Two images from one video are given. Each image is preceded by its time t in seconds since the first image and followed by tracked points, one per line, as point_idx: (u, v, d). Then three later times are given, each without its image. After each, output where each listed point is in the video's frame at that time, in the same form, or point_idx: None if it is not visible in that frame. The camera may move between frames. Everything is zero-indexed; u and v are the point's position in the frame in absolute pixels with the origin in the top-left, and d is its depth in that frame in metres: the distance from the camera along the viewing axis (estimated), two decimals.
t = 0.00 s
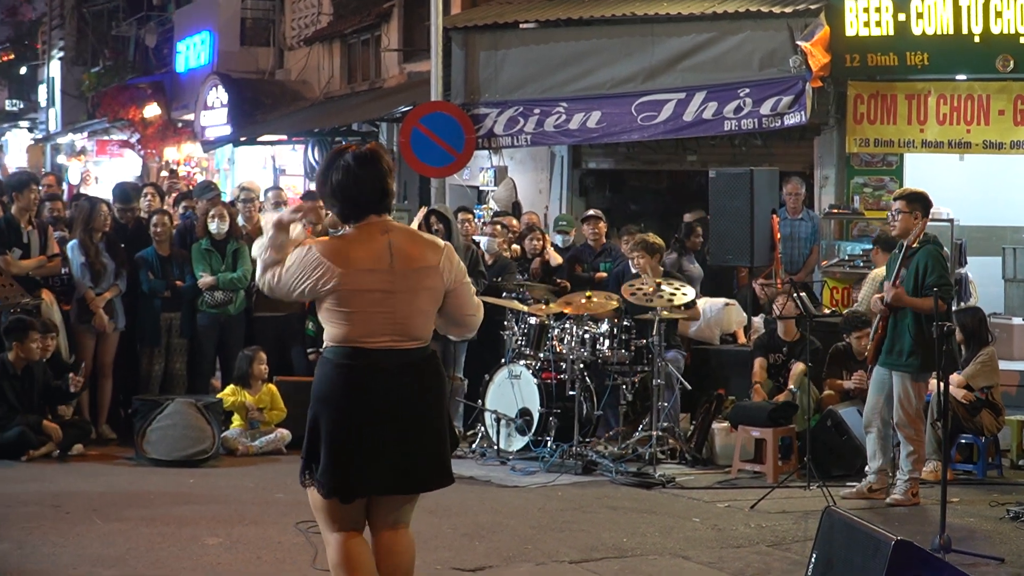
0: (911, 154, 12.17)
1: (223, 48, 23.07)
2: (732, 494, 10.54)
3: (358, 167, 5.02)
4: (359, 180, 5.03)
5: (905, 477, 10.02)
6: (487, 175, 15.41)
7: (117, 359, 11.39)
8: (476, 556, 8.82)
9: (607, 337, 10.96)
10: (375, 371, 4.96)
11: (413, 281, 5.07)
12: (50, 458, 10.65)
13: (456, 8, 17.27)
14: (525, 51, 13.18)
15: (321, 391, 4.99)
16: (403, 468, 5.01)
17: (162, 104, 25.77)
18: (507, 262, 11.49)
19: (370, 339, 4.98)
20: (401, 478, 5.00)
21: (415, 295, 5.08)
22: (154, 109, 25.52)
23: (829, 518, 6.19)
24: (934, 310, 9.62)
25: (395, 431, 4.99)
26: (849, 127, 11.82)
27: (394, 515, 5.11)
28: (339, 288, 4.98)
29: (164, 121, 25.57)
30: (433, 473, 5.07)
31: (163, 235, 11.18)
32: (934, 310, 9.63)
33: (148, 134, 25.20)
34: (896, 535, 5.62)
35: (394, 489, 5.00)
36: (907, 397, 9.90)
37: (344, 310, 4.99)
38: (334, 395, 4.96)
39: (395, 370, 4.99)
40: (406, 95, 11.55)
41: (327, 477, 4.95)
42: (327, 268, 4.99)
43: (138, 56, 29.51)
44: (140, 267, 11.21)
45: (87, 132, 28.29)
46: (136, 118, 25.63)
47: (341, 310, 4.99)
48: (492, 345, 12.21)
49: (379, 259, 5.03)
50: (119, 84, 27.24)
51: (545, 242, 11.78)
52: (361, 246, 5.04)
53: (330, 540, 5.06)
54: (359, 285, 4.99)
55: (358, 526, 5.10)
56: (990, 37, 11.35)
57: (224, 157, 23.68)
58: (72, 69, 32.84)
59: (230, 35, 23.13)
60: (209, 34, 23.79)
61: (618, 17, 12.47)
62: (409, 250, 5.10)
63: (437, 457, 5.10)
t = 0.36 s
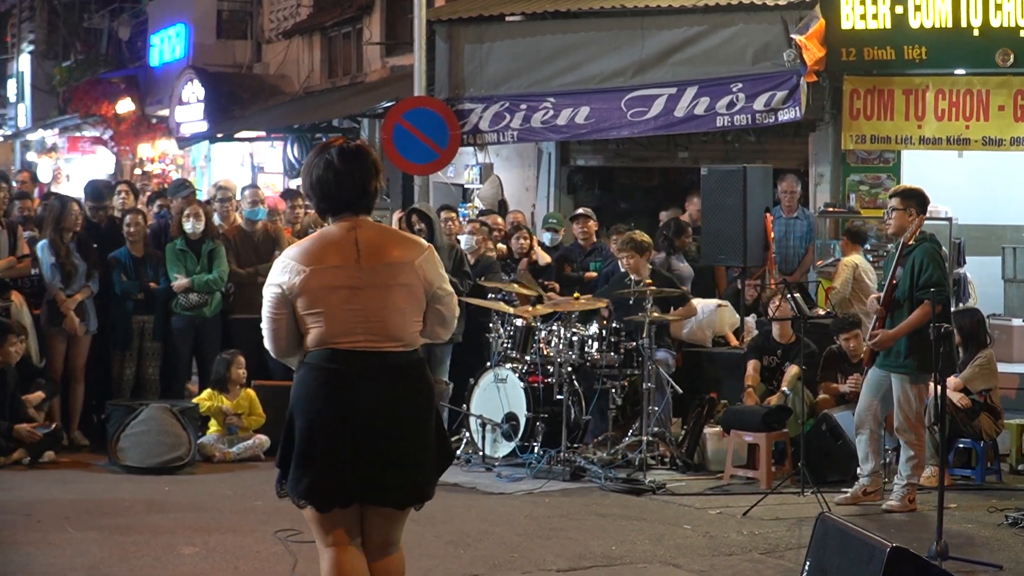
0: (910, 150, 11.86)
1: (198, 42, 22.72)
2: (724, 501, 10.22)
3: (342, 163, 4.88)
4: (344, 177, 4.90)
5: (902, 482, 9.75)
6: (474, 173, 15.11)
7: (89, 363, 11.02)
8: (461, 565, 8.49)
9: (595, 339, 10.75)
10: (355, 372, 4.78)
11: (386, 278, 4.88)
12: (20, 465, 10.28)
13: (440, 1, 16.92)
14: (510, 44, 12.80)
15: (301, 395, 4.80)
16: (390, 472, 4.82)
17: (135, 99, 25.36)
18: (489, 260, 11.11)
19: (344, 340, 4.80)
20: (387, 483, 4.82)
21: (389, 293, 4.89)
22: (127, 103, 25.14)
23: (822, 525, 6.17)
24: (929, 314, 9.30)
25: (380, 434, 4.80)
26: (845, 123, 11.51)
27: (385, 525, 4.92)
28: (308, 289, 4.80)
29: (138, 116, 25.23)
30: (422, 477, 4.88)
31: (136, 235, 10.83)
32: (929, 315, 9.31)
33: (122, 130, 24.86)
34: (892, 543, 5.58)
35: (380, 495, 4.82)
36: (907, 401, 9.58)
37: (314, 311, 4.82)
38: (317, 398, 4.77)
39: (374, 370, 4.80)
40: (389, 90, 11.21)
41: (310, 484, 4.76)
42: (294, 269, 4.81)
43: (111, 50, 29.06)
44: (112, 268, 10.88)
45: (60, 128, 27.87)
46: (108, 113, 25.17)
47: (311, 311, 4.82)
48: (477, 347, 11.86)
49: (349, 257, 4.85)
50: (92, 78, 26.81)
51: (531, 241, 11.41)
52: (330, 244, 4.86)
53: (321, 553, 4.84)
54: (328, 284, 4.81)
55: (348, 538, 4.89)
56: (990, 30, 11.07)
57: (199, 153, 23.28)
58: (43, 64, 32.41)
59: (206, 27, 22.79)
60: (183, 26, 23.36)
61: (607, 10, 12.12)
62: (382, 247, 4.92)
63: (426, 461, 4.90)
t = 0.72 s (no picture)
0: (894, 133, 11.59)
1: (162, 21, 22.27)
2: (702, 493, 9.95)
3: (323, 141, 4.61)
4: (325, 154, 4.63)
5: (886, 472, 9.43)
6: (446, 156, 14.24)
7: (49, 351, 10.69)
8: (431, 558, 8.20)
9: (570, 326, 10.48)
10: (336, 363, 4.53)
11: (367, 263, 4.63)
12: None
13: None
14: (485, 24, 12.55)
15: (281, 389, 4.56)
16: (378, 466, 4.56)
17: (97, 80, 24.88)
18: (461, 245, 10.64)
19: (323, 329, 4.56)
20: (373, 479, 4.55)
21: (370, 278, 4.63)
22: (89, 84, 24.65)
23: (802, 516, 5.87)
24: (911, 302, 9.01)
25: (366, 427, 4.54)
26: (828, 105, 11.19)
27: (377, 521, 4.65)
28: (284, 276, 4.54)
29: (99, 97, 24.77)
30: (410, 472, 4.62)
31: (96, 220, 10.48)
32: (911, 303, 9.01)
33: (82, 112, 24.36)
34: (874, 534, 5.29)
35: (368, 491, 4.55)
36: (889, 389, 9.30)
37: (291, 299, 4.56)
38: (298, 391, 4.53)
39: (356, 360, 4.55)
40: (358, 70, 10.88)
41: (290, 481, 4.51)
42: (269, 253, 4.54)
43: (72, 29, 28.51)
44: (73, 253, 10.54)
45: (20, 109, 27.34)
46: (68, 94, 24.79)
47: (288, 298, 4.56)
48: (449, 335, 11.54)
49: (328, 241, 4.58)
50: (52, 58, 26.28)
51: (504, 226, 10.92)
52: (307, 227, 4.59)
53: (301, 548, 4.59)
54: (306, 270, 4.55)
55: (332, 533, 4.62)
56: (976, 9, 10.70)
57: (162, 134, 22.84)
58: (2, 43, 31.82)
59: (169, 6, 22.33)
60: (146, 4, 22.85)
61: None
62: (364, 230, 4.66)
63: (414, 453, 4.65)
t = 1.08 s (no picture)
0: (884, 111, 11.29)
1: None
2: (688, 483, 9.66)
3: (349, 130, 4.52)
4: (350, 142, 4.54)
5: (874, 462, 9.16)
6: (422, 136, 13.52)
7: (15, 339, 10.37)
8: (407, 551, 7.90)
9: (552, 311, 10.06)
10: (351, 357, 4.53)
11: (387, 256, 4.59)
12: None
13: None
14: None
15: (294, 380, 4.55)
16: (383, 464, 4.55)
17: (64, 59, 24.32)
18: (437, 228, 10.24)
19: (343, 322, 4.53)
20: (383, 473, 4.55)
21: (391, 271, 4.61)
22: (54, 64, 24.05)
23: (790, 507, 5.56)
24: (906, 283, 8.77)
25: (373, 422, 4.54)
26: (815, 83, 10.91)
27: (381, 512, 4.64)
28: (307, 268, 4.49)
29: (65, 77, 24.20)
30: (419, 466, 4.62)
31: (64, 204, 10.17)
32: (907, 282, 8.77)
33: (47, 93, 23.64)
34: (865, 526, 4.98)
35: (375, 484, 4.55)
36: (875, 373, 9.01)
37: (312, 291, 4.52)
38: (309, 385, 4.52)
39: (373, 355, 4.55)
40: (331, 49, 10.56)
41: (299, 472, 4.50)
42: (291, 245, 4.48)
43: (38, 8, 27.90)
44: (39, 238, 10.21)
45: None
46: (35, 74, 23.69)
47: (310, 290, 4.52)
48: (427, 322, 11.22)
49: (350, 234, 4.53)
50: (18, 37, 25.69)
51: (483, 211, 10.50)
52: (330, 218, 4.53)
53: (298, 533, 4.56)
54: (328, 263, 4.51)
55: (332, 522, 4.60)
56: None
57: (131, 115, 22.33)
58: None
59: None
60: None
61: None
62: (386, 221, 4.62)
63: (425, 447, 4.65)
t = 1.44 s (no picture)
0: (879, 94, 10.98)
1: None
2: (677, 476, 9.39)
3: (385, 113, 4.48)
4: (386, 125, 4.49)
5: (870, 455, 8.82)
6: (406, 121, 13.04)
7: None
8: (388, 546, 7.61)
9: (537, 300, 9.80)
10: (370, 344, 4.42)
11: (417, 243, 4.52)
12: None
13: None
14: None
15: (311, 363, 4.45)
16: (399, 454, 4.44)
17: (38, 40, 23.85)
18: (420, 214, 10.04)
19: (367, 306, 4.45)
20: (392, 465, 4.43)
21: (420, 259, 4.53)
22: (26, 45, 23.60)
23: (783, 501, 5.31)
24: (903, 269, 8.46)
25: (391, 412, 4.43)
26: (809, 64, 10.61)
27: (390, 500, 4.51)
28: (338, 247, 4.41)
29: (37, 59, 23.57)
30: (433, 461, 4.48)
31: (39, 189, 9.86)
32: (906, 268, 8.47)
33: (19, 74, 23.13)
34: (859, 521, 4.72)
35: (391, 474, 4.44)
36: (871, 365, 8.70)
37: (341, 271, 4.44)
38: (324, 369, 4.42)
39: (393, 344, 4.44)
40: (311, 29, 10.26)
41: (308, 455, 4.41)
42: (325, 221, 4.39)
43: None
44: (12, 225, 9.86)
45: None
46: (5, 55, 23.11)
47: (338, 271, 4.44)
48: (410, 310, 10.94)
49: (383, 217, 4.46)
50: None
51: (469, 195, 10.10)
52: (363, 199, 4.47)
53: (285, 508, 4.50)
54: (359, 245, 4.44)
55: (323, 501, 4.55)
56: None
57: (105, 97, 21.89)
58: None
59: None
60: None
61: None
62: (419, 208, 4.55)
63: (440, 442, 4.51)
